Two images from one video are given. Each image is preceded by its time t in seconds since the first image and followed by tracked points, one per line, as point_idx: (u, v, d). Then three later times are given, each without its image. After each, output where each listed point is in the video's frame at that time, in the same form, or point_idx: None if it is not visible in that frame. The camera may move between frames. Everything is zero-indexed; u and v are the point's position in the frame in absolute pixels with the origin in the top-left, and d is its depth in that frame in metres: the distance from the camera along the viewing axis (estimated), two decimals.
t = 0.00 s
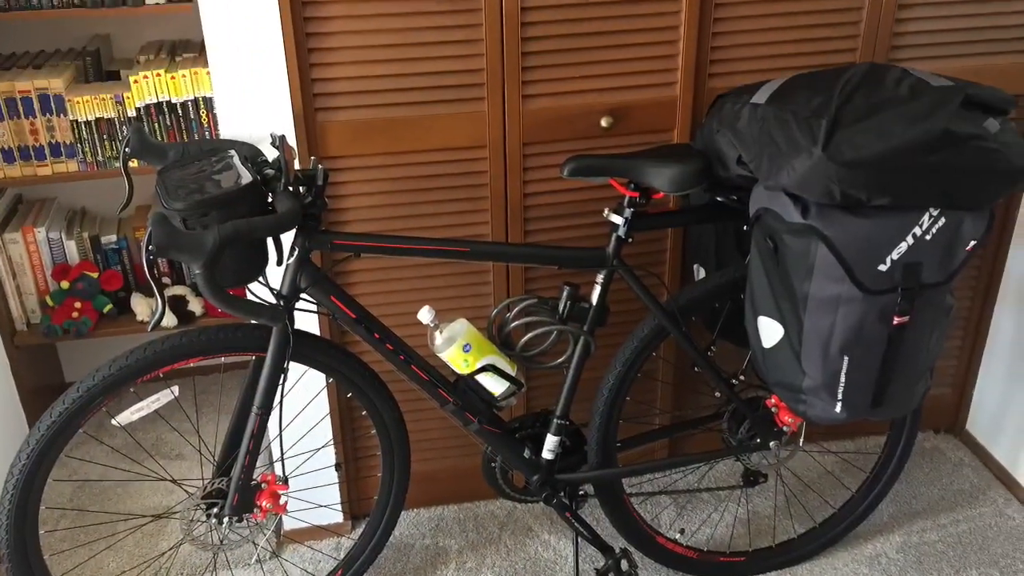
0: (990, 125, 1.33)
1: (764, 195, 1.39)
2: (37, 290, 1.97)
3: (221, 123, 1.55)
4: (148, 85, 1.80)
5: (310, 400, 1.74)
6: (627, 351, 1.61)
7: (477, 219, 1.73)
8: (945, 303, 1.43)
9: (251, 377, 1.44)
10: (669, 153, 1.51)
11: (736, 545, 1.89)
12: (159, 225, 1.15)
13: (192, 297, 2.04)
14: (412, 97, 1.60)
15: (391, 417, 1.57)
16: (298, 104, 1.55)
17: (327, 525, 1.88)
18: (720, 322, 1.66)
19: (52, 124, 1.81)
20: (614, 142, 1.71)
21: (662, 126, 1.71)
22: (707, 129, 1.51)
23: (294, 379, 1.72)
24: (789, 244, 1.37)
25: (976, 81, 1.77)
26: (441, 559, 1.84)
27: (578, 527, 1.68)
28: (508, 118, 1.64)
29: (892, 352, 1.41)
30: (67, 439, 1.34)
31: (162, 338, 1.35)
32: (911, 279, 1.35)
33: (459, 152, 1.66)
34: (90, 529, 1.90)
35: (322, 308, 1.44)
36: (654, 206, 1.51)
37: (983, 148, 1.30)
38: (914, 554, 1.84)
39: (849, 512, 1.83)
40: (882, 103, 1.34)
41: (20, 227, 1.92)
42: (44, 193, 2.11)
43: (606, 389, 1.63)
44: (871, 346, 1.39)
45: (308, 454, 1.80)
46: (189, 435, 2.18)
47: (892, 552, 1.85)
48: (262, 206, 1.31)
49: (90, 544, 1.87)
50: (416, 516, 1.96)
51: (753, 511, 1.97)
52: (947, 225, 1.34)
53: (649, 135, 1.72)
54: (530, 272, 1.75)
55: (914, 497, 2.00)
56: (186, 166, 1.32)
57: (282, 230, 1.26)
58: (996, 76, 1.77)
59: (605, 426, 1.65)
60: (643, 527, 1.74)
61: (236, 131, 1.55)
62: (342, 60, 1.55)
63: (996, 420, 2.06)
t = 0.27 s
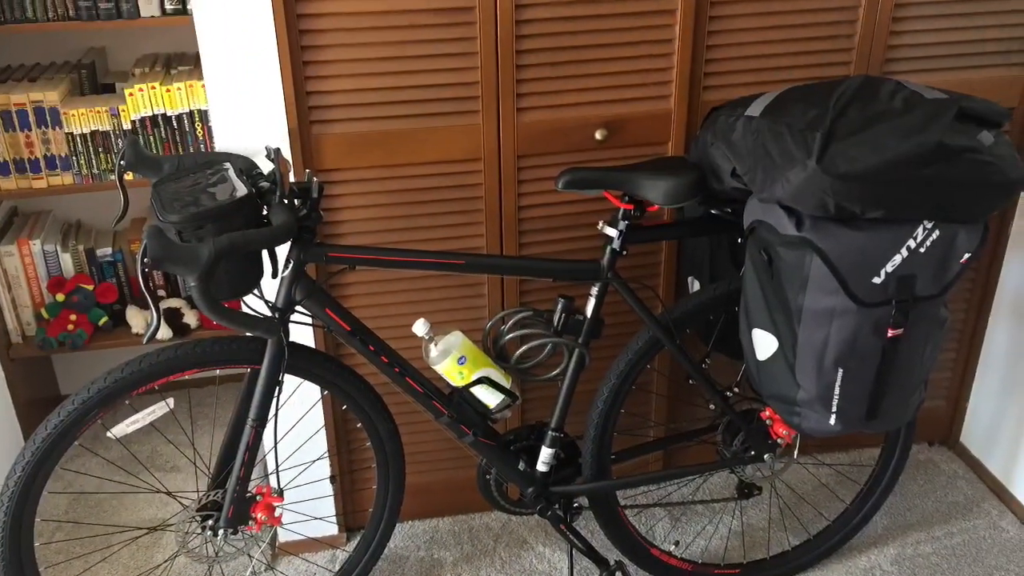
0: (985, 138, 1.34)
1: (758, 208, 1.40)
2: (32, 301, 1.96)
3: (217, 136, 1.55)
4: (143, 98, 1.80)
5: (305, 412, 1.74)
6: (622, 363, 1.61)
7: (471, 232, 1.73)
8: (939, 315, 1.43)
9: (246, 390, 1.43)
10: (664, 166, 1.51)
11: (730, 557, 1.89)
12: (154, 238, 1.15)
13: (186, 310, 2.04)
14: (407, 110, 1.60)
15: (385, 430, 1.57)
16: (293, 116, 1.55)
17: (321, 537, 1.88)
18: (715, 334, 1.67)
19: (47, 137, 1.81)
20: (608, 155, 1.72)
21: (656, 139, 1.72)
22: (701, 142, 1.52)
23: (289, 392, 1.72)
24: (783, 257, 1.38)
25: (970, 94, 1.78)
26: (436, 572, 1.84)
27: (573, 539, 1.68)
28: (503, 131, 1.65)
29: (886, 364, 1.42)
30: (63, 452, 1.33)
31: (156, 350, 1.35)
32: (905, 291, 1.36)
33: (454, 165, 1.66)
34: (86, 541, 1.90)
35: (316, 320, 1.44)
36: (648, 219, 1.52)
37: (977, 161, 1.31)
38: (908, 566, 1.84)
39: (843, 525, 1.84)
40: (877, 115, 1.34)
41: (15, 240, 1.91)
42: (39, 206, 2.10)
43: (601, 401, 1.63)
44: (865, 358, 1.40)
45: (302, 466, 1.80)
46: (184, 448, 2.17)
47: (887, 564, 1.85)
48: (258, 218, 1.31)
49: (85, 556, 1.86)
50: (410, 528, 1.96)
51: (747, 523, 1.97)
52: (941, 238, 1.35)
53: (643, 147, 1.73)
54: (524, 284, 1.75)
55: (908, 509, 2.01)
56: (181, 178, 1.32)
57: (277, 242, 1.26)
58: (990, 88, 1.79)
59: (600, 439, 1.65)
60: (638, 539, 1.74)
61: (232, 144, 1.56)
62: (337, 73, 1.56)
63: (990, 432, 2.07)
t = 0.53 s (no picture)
0: (979, 151, 1.35)
1: (752, 221, 1.41)
2: (27, 314, 1.96)
3: (212, 149, 1.56)
4: (138, 111, 1.81)
5: (300, 425, 1.74)
6: (616, 375, 1.62)
7: (465, 244, 1.74)
8: (933, 328, 1.44)
9: (240, 402, 1.43)
10: (658, 178, 1.52)
11: (724, 570, 1.88)
12: (149, 250, 1.15)
13: (181, 322, 2.03)
14: (401, 123, 1.61)
15: (379, 441, 1.56)
16: (287, 130, 1.56)
17: (316, 550, 1.87)
18: (709, 346, 1.68)
19: (42, 150, 1.81)
20: (602, 167, 1.73)
21: (650, 151, 1.73)
22: (695, 155, 1.53)
23: (284, 404, 1.71)
24: (778, 269, 1.39)
25: (962, 108, 1.80)
26: None
27: (567, 551, 1.68)
28: (497, 143, 1.65)
29: (880, 376, 1.42)
30: (58, 464, 1.32)
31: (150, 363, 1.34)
32: (899, 304, 1.37)
33: (450, 177, 1.67)
34: (80, 554, 1.89)
35: (311, 332, 1.43)
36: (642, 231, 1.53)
37: (971, 174, 1.32)
38: None
39: (837, 537, 1.84)
40: (871, 128, 1.35)
41: (10, 252, 1.91)
42: (34, 219, 2.10)
43: (596, 414, 1.63)
44: (859, 371, 1.41)
45: (297, 479, 1.80)
46: (180, 460, 2.16)
47: None
48: (253, 232, 1.31)
49: (80, 569, 1.86)
50: (405, 540, 1.95)
51: (742, 535, 1.97)
52: (936, 250, 1.36)
53: (637, 160, 1.74)
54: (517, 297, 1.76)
55: (901, 521, 2.01)
56: (176, 191, 1.32)
57: (272, 255, 1.26)
58: (983, 101, 1.80)
59: (594, 451, 1.65)
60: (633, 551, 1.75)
61: (228, 157, 1.56)
62: (331, 86, 1.56)
63: (984, 445, 2.07)
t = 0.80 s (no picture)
0: (972, 164, 1.38)
1: (747, 234, 1.42)
2: (22, 326, 1.96)
3: (208, 161, 1.56)
4: (133, 124, 1.81)
5: (295, 437, 1.74)
6: (611, 387, 1.62)
7: (459, 256, 1.74)
8: (927, 340, 1.45)
9: (235, 414, 1.43)
10: (654, 191, 1.52)
11: None
12: (144, 262, 1.14)
13: (176, 335, 2.03)
14: (396, 136, 1.62)
15: (374, 453, 1.56)
16: (283, 142, 1.56)
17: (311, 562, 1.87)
18: (704, 359, 1.68)
19: (38, 163, 1.81)
20: (597, 180, 1.74)
21: (645, 164, 1.74)
22: (689, 168, 1.54)
23: (278, 417, 1.71)
24: (772, 282, 1.39)
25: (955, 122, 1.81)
26: None
27: (561, 563, 1.68)
28: (493, 156, 1.66)
29: (874, 388, 1.43)
30: (54, 476, 1.32)
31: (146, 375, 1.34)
32: (893, 316, 1.38)
33: (445, 190, 1.67)
34: (75, 567, 1.88)
35: (306, 345, 1.43)
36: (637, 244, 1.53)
37: (964, 186, 1.34)
38: None
39: (832, 549, 1.85)
40: (866, 140, 1.36)
41: (5, 265, 1.91)
42: (28, 231, 2.10)
43: (591, 426, 1.64)
44: (853, 383, 1.41)
45: (292, 491, 1.79)
46: (175, 472, 2.16)
47: None
48: (248, 244, 1.31)
49: None
50: (400, 553, 1.95)
51: (736, 547, 1.98)
52: (930, 262, 1.37)
53: (631, 172, 1.75)
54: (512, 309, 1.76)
55: (895, 533, 2.02)
56: (171, 204, 1.32)
57: (267, 267, 1.25)
58: (976, 115, 1.82)
59: (589, 463, 1.65)
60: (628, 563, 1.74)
61: (223, 170, 1.56)
62: (326, 99, 1.57)
63: (978, 457, 2.08)
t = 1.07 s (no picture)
0: (967, 176, 1.39)
1: (741, 246, 1.43)
2: (18, 338, 1.96)
3: (203, 175, 1.56)
4: (128, 136, 1.81)
5: (289, 449, 1.73)
6: (606, 400, 1.62)
7: (454, 268, 1.75)
8: (921, 352, 1.46)
9: (231, 427, 1.43)
10: (648, 204, 1.53)
11: None
12: (139, 275, 1.14)
13: (172, 347, 2.03)
14: (391, 148, 1.62)
15: (369, 466, 1.55)
16: (278, 155, 1.56)
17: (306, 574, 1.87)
18: (698, 372, 1.69)
19: (33, 176, 1.81)
20: (591, 192, 1.75)
21: (639, 176, 1.75)
22: (682, 181, 1.54)
23: (274, 429, 1.71)
24: (766, 294, 1.40)
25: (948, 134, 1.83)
26: None
27: None
28: (488, 168, 1.67)
29: (868, 401, 1.44)
30: (50, 489, 1.31)
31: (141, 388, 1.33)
32: (887, 328, 1.39)
33: (440, 203, 1.68)
34: None
35: (301, 357, 1.43)
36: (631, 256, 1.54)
37: (958, 199, 1.35)
38: None
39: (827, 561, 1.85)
40: (861, 153, 1.37)
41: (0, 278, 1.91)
42: (22, 244, 2.09)
43: (586, 438, 1.64)
44: (847, 396, 1.42)
45: (287, 503, 1.79)
46: (170, 485, 2.15)
47: None
48: (243, 257, 1.31)
49: None
50: (394, 566, 1.95)
51: (730, 560, 1.98)
52: (924, 275, 1.38)
53: (626, 185, 1.76)
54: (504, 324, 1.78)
55: (889, 545, 2.03)
56: (167, 216, 1.32)
57: (262, 280, 1.25)
58: (968, 128, 1.84)
59: (584, 475, 1.65)
60: None
61: (219, 183, 1.57)
62: (320, 112, 1.57)
63: (971, 469, 2.09)
